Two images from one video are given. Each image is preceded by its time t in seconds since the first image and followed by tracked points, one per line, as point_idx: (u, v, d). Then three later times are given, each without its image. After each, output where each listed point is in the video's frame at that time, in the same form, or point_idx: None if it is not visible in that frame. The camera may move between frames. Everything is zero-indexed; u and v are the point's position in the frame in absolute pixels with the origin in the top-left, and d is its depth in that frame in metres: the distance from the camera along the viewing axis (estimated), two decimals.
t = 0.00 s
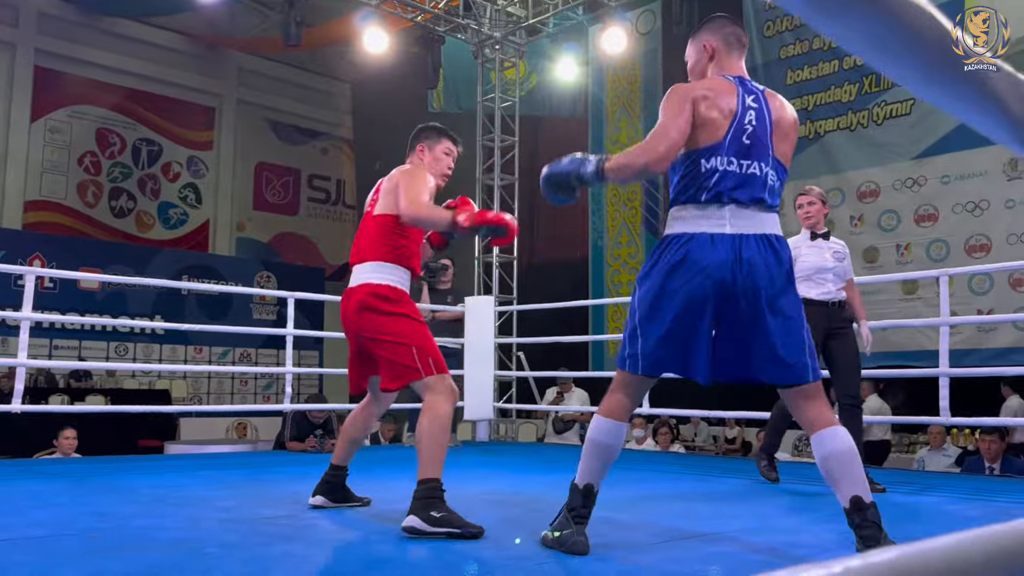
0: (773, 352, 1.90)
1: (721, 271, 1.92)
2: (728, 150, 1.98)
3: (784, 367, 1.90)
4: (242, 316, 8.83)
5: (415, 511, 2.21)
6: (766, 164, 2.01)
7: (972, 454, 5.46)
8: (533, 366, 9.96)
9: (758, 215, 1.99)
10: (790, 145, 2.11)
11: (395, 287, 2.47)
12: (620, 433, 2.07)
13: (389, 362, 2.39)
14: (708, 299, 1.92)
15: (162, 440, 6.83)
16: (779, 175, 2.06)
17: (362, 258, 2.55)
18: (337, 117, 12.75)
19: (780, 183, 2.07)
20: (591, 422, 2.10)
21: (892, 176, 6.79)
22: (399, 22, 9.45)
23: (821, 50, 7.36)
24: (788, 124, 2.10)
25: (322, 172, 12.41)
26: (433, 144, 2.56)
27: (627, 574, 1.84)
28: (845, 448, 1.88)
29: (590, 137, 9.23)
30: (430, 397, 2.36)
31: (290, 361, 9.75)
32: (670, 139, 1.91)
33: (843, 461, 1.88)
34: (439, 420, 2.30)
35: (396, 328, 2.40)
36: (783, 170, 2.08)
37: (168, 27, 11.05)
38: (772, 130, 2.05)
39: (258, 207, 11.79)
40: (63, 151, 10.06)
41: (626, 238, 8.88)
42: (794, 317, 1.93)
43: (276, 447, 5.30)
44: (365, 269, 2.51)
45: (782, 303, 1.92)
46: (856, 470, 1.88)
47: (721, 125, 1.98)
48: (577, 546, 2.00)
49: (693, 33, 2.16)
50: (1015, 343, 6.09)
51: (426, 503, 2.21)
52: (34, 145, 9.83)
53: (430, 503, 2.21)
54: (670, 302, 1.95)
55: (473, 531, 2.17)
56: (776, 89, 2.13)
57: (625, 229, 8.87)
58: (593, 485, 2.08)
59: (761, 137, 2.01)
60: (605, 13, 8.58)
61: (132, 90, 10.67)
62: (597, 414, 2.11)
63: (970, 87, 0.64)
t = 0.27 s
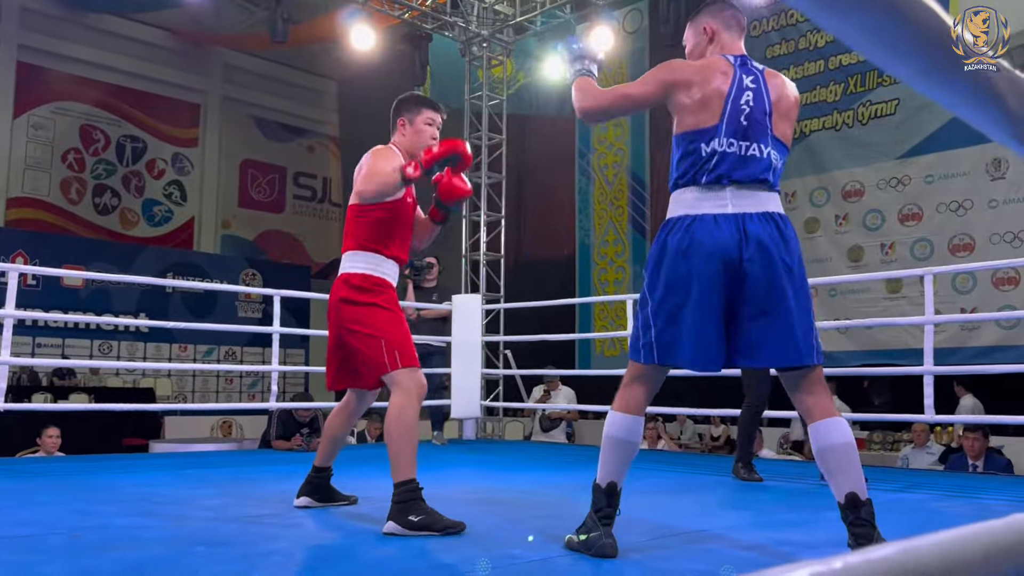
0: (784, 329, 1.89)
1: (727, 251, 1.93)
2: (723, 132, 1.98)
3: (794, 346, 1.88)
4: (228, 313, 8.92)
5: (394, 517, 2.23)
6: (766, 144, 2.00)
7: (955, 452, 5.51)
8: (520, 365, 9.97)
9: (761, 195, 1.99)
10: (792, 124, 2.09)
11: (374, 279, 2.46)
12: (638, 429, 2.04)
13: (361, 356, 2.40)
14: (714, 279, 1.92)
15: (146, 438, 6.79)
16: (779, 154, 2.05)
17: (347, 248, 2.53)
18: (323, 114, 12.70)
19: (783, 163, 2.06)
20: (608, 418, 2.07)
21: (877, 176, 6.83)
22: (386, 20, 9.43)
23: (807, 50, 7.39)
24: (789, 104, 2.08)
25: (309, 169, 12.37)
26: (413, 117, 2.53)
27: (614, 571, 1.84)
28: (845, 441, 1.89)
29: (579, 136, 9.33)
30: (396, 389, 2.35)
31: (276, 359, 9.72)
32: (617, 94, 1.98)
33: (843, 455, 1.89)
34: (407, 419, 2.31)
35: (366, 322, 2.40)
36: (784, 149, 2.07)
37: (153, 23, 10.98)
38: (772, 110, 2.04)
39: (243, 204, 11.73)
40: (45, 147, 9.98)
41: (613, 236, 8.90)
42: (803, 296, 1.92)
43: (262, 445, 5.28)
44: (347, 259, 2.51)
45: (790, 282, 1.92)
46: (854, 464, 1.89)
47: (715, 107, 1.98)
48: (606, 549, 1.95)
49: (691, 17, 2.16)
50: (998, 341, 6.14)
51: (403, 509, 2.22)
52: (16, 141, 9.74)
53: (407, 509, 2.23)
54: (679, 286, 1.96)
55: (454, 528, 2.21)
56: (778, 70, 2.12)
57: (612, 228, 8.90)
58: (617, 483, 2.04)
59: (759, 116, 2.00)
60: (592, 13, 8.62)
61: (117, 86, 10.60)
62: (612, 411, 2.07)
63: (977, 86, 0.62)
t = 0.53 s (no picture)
0: (771, 330, 1.89)
1: (715, 250, 1.93)
2: (703, 134, 1.98)
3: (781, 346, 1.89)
4: (214, 312, 8.90)
5: (381, 518, 2.23)
6: (749, 142, 2.01)
7: (940, 451, 5.55)
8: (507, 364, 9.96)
9: (748, 192, 1.99)
10: (774, 121, 2.11)
11: (372, 270, 2.44)
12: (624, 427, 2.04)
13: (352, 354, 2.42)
14: (703, 279, 1.92)
15: (131, 439, 6.74)
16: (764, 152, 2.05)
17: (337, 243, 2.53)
18: (311, 112, 12.65)
19: (767, 160, 2.06)
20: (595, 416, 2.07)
21: (863, 176, 6.87)
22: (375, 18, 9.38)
23: (795, 50, 7.41)
24: (770, 102, 2.10)
25: (296, 168, 12.32)
26: (403, 98, 2.52)
27: (601, 570, 1.85)
28: (835, 433, 1.91)
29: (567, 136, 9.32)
30: (386, 393, 2.37)
31: (262, 359, 9.67)
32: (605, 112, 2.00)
33: (835, 447, 1.90)
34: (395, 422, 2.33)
35: (359, 320, 2.40)
36: (769, 147, 2.08)
37: (139, 20, 10.92)
38: (753, 109, 2.05)
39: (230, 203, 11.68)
40: (30, 145, 9.90)
41: (601, 236, 8.91)
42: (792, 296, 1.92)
43: (248, 445, 5.25)
44: (339, 252, 2.49)
45: (778, 283, 1.92)
46: (848, 459, 1.90)
47: (694, 110, 1.99)
48: (593, 548, 1.96)
49: (670, 23, 2.17)
50: (982, 341, 6.19)
51: (391, 510, 2.23)
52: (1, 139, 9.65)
53: (396, 511, 2.23)
54: (666, 285, 1.95)
55: (442, 531, 2.21)
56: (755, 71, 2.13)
57: (600, 228, 8.90)
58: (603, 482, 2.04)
59: (740, 115, 2.01)
60: (580, 12, 8.61)
61: (103, 84, 10.53)
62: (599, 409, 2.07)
63: (963, 83, 0.54)
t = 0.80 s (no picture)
0: (758, 329, 1.91)
1: (706, 249, 1.94)
2: (709, 133, 1.99)
3: (767, 346, 1.91)
4: (203, 312, 8.86)
5: (381, 509, 2.24)
6: (751, 145, 2.03)
7: (928, 450, 5.57)
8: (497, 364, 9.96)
9: (744, 194, 2.00)
10: (778, 127, 2.12)
11: (365, 265, 2.44)
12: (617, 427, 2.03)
13: (362, 348, 2.37)
14: (694, 277, 1.93)
15: (119, 439, 6.70)
16: (765, 156, 2.07)
17: (333, 240, 2.52)
18: (300, 111, 12.62)
19: (767, 164, 2.08)
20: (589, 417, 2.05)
21: (852, 177, 6.90)
22: (364, 17, 9.36)
23: (785, 51, 7.43)
24: (775, 108, 2.11)
25: (286, 167, 12.29)
26: (396, 107, 2.51)
27: (592, 569, 1.85)
28: (828, 439, 1.91)
29: (557, 136, 9.31)
30: (404, 380, 2.33)
31: (251, 358, 9.64)
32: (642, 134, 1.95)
33: (826, 451, 1.91)
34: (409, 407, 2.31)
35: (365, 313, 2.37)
36: (771, 152, 2.09)
37: (128, 18, 10.86)
38: (758, 113, 2.06)
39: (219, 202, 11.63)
40: (17, 143, 9.83)
41: (591, 236, 8.91)
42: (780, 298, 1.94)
43: (237, 445, 5.23)
44: (337, 247, 2.49)
45: (765, 284, 1.94)
46: (839, 462, 1.91)
47: (702, 109, 1.99)
48: (583, 547, 1.95)
49: (683, 20, 2.16)
50: (970, 341, 6.22)
51: (391, 502, 2.24)
52: None
53: (395, 503, 2.24)
54: (656, 280, 1.96)
55: (440, 528, 2.20)
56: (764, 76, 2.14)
57: (591, 228, 8.91)
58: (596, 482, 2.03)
59: (744, 118, 2.02)
60: (570, 13, 8.61)
61: (91, 82, 10.47)
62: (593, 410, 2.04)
63: (950, 84, 0.53)
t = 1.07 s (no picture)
0: (753, 332, 1.92)
1: (699, 253, 1.94)
2: (693, 136, 2.00)
3: (764, 346, 1.91)
4: (194, 312, 8.83)
5: (407, 522, 2.17)
6: (736, 147, 2.03)
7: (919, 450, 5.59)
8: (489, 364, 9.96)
9: (732, 196, 2.00)
10: (760, 128, 2.13)
11: (371, 279, 2.44)
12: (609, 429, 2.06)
13: (366, 360, 2.36)
14: (688, 281, 1.93)
15: (109, 439, 6.67)
16: (749, 158, 2.07)
17: (334, 250, 2.52)
18: (292, 111, 12.60)
19: (753, 166, 2.09)
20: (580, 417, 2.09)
21: (843, 178, 6.93)
22: (356, 17, 9.33)
23: (776, 52, 7.45)
24: (757, 109, 2.12)
25: (278, 167, 12.27)
26: (400, 113, 2.50)
27: (584, 569, 1.86)
28: (816, 439, 1.92)
29: (549, 136, 9.31)
30: (408, 393, 2.32)
31: (243, 359, 9.62)
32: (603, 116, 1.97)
33: (813, 452, 1.92)
34: (416, 419, 2.28)
35: (368, 327, 2.37)
36: (755, 153, 2.09)
37: (120, 17, 10.82)
38: (740, 115, 2.07)
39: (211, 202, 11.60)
40: (8, 143, 9.79)
41: (583, 236, 8.92)
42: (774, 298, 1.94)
43: (228, 446, 5.22)
44: (338, 260, 2.49)
45: (760, 285, 1.94)
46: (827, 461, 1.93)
47: (684, 113, 2.00)
48: (574, 548, 1.96)
49: (664, 22, 2.17)
50: (960, 341, 6.25)
51: (418, 514, 2.16)
52: None
53: (422, 515, 2.16)
54: (651, 287, 1.97)
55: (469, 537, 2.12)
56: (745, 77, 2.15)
57: (583, 228, 8.91)
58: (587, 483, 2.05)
59: (728, 120, 2.03)
60: (562, 12, 8.60)
61: (82, 81, 10.43)
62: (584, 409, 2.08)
63: (942, 87, 0.54)
